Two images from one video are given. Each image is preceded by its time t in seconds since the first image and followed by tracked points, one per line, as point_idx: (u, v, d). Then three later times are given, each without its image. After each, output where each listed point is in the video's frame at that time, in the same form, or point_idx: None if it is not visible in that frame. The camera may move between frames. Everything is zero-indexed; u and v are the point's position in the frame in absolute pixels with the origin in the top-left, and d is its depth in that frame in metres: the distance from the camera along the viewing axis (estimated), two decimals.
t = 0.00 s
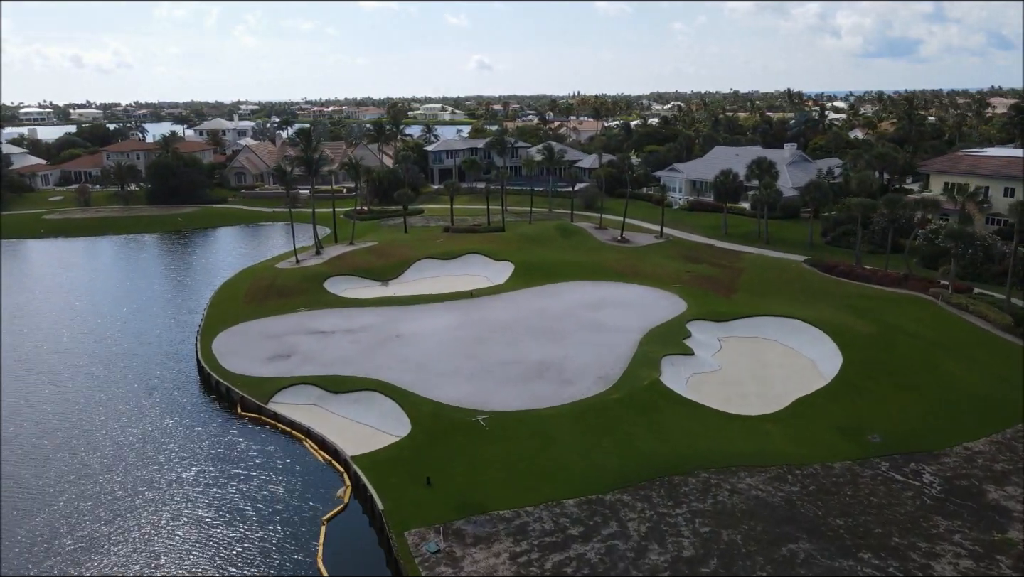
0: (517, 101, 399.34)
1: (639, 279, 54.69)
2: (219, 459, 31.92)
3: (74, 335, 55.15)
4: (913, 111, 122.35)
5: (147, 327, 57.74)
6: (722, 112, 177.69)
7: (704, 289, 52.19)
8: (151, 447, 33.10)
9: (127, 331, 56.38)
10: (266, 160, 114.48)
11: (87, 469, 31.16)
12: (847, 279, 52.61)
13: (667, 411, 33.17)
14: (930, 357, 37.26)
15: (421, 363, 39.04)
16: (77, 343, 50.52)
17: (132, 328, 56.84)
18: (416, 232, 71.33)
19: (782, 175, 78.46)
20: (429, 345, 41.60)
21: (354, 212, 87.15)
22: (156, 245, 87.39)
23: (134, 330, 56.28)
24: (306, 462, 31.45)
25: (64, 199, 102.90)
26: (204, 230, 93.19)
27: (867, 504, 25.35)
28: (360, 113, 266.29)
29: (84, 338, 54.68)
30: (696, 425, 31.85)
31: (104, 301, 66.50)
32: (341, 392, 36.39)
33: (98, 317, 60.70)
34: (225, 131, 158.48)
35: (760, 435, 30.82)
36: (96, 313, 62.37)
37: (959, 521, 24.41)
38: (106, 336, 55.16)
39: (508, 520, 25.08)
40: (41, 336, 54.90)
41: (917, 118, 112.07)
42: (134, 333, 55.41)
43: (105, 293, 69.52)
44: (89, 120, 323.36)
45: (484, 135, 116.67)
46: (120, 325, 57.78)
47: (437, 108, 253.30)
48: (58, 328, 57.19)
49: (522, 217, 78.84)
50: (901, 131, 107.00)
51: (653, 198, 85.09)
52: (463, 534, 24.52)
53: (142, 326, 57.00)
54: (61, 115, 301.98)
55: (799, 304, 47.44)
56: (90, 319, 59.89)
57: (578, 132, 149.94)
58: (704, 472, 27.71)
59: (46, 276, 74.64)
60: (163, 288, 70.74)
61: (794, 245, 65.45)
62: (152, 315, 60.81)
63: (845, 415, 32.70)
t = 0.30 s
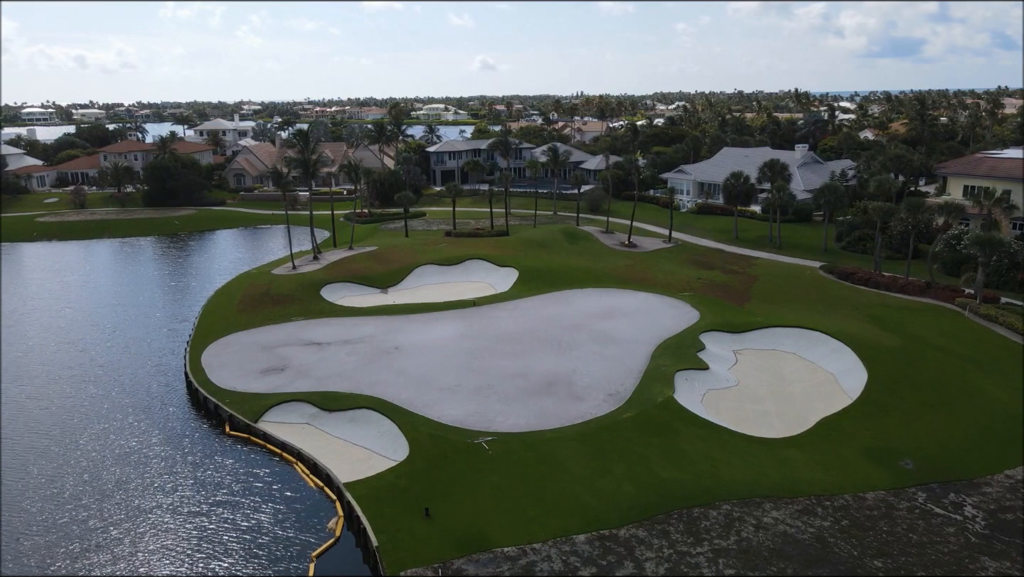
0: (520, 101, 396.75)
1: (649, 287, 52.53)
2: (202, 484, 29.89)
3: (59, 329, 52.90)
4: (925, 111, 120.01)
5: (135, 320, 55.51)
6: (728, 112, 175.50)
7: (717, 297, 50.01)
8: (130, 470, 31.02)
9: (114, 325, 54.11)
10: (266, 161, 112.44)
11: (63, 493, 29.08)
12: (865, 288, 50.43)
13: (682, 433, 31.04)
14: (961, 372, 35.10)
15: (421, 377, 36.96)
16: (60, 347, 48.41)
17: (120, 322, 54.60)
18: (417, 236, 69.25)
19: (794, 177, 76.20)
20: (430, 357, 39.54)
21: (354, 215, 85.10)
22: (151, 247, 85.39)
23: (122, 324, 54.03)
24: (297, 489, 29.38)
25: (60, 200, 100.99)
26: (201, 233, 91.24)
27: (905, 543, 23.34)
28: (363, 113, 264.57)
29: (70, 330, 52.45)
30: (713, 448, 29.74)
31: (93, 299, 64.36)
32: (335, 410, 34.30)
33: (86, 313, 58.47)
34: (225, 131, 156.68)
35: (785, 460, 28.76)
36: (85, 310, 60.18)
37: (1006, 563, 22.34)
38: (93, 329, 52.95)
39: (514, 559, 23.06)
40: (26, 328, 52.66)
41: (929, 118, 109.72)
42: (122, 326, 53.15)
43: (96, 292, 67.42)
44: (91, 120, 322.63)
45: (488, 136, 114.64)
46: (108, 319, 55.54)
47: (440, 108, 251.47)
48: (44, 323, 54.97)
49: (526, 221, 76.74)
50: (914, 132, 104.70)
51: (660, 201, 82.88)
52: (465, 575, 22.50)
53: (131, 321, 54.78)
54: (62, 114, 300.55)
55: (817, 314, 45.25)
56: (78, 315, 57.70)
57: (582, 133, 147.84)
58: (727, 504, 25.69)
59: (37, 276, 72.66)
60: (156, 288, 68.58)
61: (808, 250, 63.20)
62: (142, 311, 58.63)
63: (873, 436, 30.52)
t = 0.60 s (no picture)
0: (529, 100, 394.66)
1: (663, 294, 50.47)
2: (192, 510, 28.01)
3: (53, 336, 51.18)
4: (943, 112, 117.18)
5: (132, 327, 53.76)
6: (739, 112, 172.86)
7: (735, 306, 47.87)
8: (117, 494, 29.18)
9: (110, 332, 52.38)
10: (270, 162, 110.73)
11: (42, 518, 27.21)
12: (891, 296, 48.22)
13: (702, 456, 29.04)
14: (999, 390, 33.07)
15: (425, 392, 35.00)
16: (52, 355, 46.71)
17: (116, 330, 52.95)
18: (423, 240, 67.32)
19: (812, 180, 73.92)
20: (434, 370, 37.59)
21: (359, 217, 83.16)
22: (153, 249, 83.93)
23: (117, 332, 52.34)
24: (291, 516, 27.44)
25: (61, 202, 99.63)
26: (204, 235, 89.65)
27: None
28: (370, 113, 262.98)
29: (64, 338, 50.75)
30: (738, 474, 27.79)
31: (91, 302, 62.70)
32: (333, 427, 32.35)
33: (81, 318, 56.80)
34: (230, 131, 155.19)
35: (817, 489, 26.94)
36: (81, 313, 58.53)
37: None
38: (88, 336, 51.21)
39: None
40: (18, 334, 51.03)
41: (949, 119, 106.97)
42: (118, 335, 51.46)
43: (94, 294, 65.81)
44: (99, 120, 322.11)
45: (496, 137, 112.67)
46: (104, 326, 53.83)
47: (447, 108, 249.75)
48: (37, 329, 53.33)
49: (535, 224, 74.70)
50: (933, 133, 102.06)
51: (673, 203, 80.72)
52: None
53: (126, 329, 53.06)
54: (70, 113, 300.55)
55: (841, 325, 43.12)
56: (73, 320, 56.07)
57: (591, 133, 145.61)
58: (759, 540, 24.09)
59: (35, 278, 71.24)
60: (155, 291, 66.89)
61: (828, 256, 60.94)
62: (138, 317, 56.85)
63: (909, 460, 28.53)
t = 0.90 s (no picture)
0: (539, 100, 392.57)
1: (679, 302, 48.57)
2: (184, 534, 26.40)
3: (51, 343, 49.83)
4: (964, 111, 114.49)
5: (132, 333, 52.31)
6: (752, 112, 170.40)
7: (755, 314, 45.91)
8: (105, 516, 27.52)
9: (110, 338, 50.96)
10: (277, 162, 109.44)
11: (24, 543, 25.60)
12: (918, 304, 46.11)
13: (726, 480, 27.15)
14: None
15: (431, 407, 33.28)
16: (49, 363, 45.31)
17: (116, 336, 51.54)
18: (431, 244, 65.67)
19: (832, 183, 71.76)
20: (441, 382, 35.87)
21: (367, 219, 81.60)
22: (158, 251, 82.76)
23: (117, 338, 50.90)
24: (287, 544, 25.75)
25: (67, 203, 98.72)
26: (209, 237, 88.40)
27: None
28: (379, 113, 261.91)
29: (62, 345, 49.38)
30: (766, 502, 25.88)
31: (92, 306, 61.37)
32: (334, 445, 30.70)
33: (81, 323, 55.46)
34: (238, 132, 154.27)
35: (851, 518, 25.03)
36: (82, 318, 57.23)
37: None
38: (88, 343, 49.84)
39: None
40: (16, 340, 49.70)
41: (970, 119, 104.36)
42: (117, 341, 50.04)
43: (97, 298, 64.52)
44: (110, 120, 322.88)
45: (506, 138, 110.94)
46: (103, 332, 52.44)
47: (457, 108, 248.35)
48: (35, 335, 52.00)
49: (546, 227, 72.85)
50: (954, 134, 99.52)
51: (687, 206, 78.77)
52: None
53: (126, 335, 51.61)
54: (81, 113, 301.29)
55: (868, 336, 41.12)
56: (73, 325, 54.73)
57: (602, 133, 143.68)
58: None
59: (38, 280, 70.18)
60: (159, 294, 65.58)
61: (850, 261, 58.85)
62: (139, 323, 55.41)
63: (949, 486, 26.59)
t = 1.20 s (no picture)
0: (547, 101, 391.33)
1: (693, 308, 46.95)
2: (173, 556, 24.95)
3: (48, 349, 48.61)
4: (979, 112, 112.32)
5: (131, 339, 51.05)
6: (762, 113, 168.41)
7: (771, 322, 44.27)
8: (92, 536, 26.08)
9: (108, 344, 49.69)
10: (281, 163, 108.22)
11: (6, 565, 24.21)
12: (943, 312, 44.31)
13: (747, 503, 25.56)
14: None
15: (435, 421, 31.81)
16: (44, 370, 44.02)
17: (114, 342, 50.27)
18: (437, 247, 64.20)
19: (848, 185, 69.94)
20: (446, 394, 34.38)
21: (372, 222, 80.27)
22: (160, 254, 81.63)
23: (115, 344, 49.64)
24: (283, 569, 24.28)
25: (69, 204, 97.70)
26: (213, 239, 87.21)
27: None
28: (384, 113, 260.72)
29: (58, 351, 48.15)
30: (791, 528, 24.25)
31: (92, 310, 60.19)
32: (334, 462, 29.27)
33: (79, 328, 54.24)
34: (243, 132, 153.23)
35: (884, 546, 23.40)
36: (81, 323, 56.00)
37: None
38: (84, 348, 48.63)
39: None
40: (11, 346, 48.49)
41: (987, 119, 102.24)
42: (115, 348, 48.76)
43: (96, 301, 63.37)
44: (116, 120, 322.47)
45: (513, 138, 109.40)
46: (102, 338, 51.21)
47: (463, 108, 247.03)
48: (32, 339, 50.78)
49: (554, 230, 71.37)
50: (971, 134, 97.39)
51: (698, 208, 77.10)
52: None
53: (124, 341, 50.34)
54: (88, 113, 301.46)
55: (891, 346, 39.41)
56: (71, 330, 53.50)
57: (610, 133, 142.02)
58: None
59: (39, 283, 69.14)
60: (160, 298, 64.36)
61: (868, 265, 57.10)
62: (139, 328, 54.14)
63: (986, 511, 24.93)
